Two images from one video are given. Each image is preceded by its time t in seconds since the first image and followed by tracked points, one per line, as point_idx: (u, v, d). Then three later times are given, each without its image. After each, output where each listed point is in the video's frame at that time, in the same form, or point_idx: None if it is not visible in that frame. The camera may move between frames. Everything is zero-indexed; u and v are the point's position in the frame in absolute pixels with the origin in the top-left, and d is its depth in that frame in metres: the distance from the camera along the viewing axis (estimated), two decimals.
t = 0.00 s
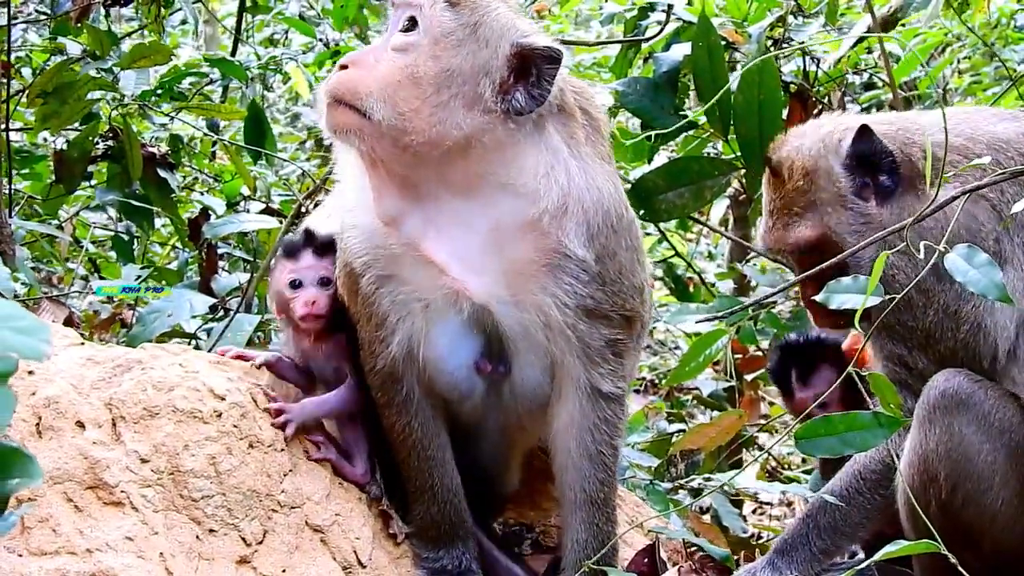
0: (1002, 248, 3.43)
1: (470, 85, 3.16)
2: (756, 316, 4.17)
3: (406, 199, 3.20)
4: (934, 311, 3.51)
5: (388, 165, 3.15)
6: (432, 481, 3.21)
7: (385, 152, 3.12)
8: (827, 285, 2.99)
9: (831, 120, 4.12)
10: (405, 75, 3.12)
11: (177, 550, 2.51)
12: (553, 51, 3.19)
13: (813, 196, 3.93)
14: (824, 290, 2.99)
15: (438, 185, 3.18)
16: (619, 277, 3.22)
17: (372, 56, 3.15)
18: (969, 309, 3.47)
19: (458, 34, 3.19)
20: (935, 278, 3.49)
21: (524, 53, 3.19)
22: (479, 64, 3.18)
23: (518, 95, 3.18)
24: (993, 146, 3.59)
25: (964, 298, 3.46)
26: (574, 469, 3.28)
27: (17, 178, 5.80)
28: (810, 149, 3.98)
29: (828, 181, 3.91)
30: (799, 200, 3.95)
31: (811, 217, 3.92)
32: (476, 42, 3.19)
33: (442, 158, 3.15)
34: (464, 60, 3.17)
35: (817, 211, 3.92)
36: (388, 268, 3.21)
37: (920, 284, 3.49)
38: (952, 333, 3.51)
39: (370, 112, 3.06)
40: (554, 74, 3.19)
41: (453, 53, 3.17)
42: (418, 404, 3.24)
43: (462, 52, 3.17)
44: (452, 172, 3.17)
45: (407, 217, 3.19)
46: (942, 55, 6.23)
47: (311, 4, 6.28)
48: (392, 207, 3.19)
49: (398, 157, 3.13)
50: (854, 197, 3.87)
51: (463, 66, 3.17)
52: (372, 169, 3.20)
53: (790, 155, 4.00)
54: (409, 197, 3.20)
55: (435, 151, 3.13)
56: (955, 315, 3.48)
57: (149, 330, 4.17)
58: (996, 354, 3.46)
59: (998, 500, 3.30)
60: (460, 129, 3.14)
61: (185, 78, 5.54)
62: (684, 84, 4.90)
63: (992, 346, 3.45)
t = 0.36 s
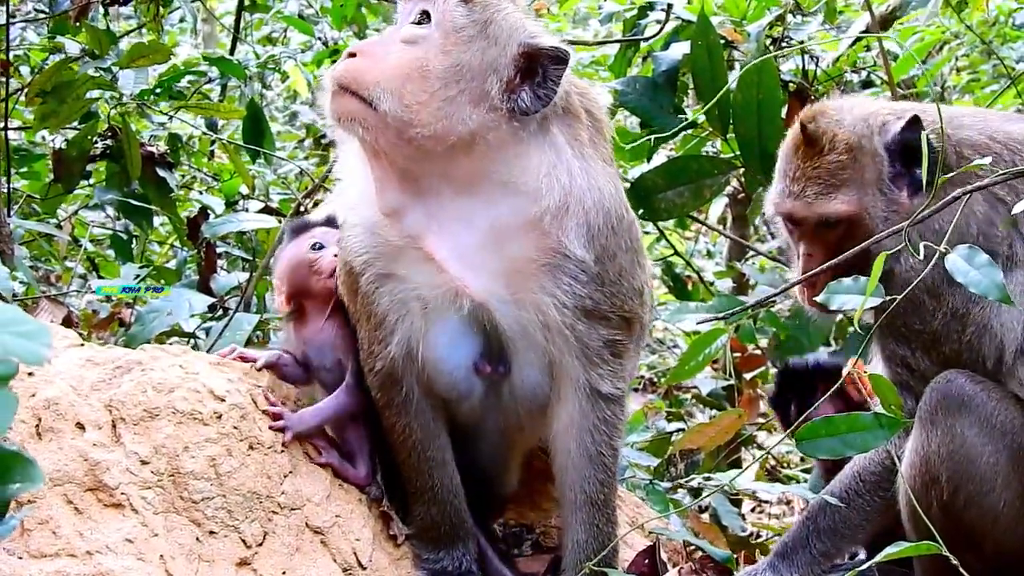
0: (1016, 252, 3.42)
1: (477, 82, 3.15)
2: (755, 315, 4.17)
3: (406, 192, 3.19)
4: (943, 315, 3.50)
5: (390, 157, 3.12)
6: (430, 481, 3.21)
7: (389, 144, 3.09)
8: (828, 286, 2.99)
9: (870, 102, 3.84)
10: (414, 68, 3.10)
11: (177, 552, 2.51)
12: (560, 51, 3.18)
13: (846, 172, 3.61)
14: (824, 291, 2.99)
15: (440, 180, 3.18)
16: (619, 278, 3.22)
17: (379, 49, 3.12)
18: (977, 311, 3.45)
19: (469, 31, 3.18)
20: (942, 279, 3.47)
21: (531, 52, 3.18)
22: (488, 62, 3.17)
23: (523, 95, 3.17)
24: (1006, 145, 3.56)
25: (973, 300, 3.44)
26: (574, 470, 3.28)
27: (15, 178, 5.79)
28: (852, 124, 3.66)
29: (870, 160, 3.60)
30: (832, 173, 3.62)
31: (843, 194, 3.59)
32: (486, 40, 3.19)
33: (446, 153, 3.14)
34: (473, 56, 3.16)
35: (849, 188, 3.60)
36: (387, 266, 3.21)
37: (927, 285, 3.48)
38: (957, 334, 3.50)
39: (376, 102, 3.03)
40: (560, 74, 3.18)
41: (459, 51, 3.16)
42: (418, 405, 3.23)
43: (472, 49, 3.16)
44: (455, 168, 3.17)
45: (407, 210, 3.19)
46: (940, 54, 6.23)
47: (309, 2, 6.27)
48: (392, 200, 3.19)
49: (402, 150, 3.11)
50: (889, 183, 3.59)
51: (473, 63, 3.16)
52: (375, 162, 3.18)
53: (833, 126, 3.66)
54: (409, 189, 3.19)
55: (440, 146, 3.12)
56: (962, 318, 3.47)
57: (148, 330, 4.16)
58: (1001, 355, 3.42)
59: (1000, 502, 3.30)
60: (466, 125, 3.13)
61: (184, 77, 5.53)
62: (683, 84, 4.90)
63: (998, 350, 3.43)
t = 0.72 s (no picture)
0: None
1: (486, 84, 3.15)
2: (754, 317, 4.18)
3: (414, 199, 3.19)
4: (950, 319, 3.50)
5: (399, 164, 3.11)
6: (428, 483, 3.20)
7: (399, 151, 3.07)
8: (826, 287, 3.01)
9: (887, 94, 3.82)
10: (423, 72, 3.07)
11: (175, 553, 2.51)
12: (567, 54, 3.18)
13: (865, 162, 3.58)
14: (822, 292, 3.01)
15: (446, 185, 3.18)
16: (620, 281, 3.23)
17: (389, 51, 3.09)
18: (984, 316, 3.45)
19: (477, 33, 3.17)
20: (949, 287, 3.46)
21: (538, 55, 3.17)
22: (496, 64, 3.17)
23: (532, 96, 3.17)
24: (1013, 147, 3.55)
25: (980, 304, 3.44)
26: (573, 470, 3.28)
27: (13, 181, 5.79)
28: (874, 114, 3.63)
29: (890, 152, 3.58)
30: (850, 161, 3.58)
31: (860, 183, 3.56)
32: (494, 42, 3.18)
33: (454, 158, 3.14)
34: (481, 59, 3.15)
35: (867, 177, 3.57)
36: (388, 269, 3.21)
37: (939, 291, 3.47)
38: (963, 339, 3.50)
39: (385, 108, 3.00)
40: (567, 76, 3.18)
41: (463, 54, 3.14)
42: (418, 407, 3.23)
43: (481, 51, 3.15)
44: (463, 172, 3.17)
45: (414, 217, 3.19)
46: (938, 56, 6.22)
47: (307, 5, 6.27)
48: (399, 207, 3.18)
49: (411, 156, 3.09)
50: (909, 175, 3.55)
51: (481, 66, 3.15)
52: (383, 167, 3.16)
53: (855, 113, 3.63)
54: (417, 196, 3.19)
55: (448, 151, 3.11)
56: (969, 323, 3.47)
57: (146, 332, 4.16)
58: (1005, 358, 3.41)
59: (999, 504, 3.30)
60: (475, 128, 3.12)
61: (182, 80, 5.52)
62: (680, 86, 4.90)
63: (1003, 354, 3.42)
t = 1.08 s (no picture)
0: None
1: (495, 86, 3.15)
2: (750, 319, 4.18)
3: (421, 202, 3.20)
4: (953, 322, 3.50)
5: (408, 167, 3.11)
6: (428, 484, 3.20)
7: (408, 153, 3.07)
8: (824, 287, 3.01)
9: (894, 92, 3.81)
10: (432, 74, 3.07)
11: (175, 554, 2.51)
12: (575, 54, 3.24)
13: (875, 156, 3.56)
14: (820, 292, 3.01)
15: (452, 188, 3.19)
16: (622, 283, 3.24)
17: (397, 53, 3.07)
18: (987, 317, 3.45)
19: (485, 35, 3.17)
20: (953, 289, 3.45)
21: (547, 55, 3.22)
22: (504, 65, 3.18)
23: (539, 95, 3.20)
24: (1013, 149, 3.56)
25: (983, 306, 3.44)
26: (574, 472, 3.29)
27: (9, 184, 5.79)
28: (886, 109, 3.62)
29: (900, 147, 3.57)
30: (861, 155, 3.56)
31: (870, 176, 3.54)
32: (502, 43, 3.19)
33: (463, 160, 3.14)
34: (489, 61, 3.15)
35: (877, 171, 3.55)
36: (390, 272, 3.19)
37: (944, 293, 3.47)
38: (966, 341, 3.50)
39: (395, 110, 3.00)
40: (575, 75, 3.23)
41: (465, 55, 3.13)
42: (419, 409, 3.23)
43: (488, 54, 3.15)
44: (470, 174, 3.17)
45: (421, 221, 3.20)
46: (933, 59, 6.24)
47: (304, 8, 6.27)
48: (407, 211, 3.18)
49: (420, 159, 3.09)
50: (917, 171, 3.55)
51: (490, 68, 3.15)
52: (391, 169, 3.15)
53: (867, 107, 3.62)
54: (424, 200, 3.20)
55: (457, 153, 3.12)
56: (973, 325, 3.47)
57: (144, 335, 4.15)
58: (1006, 359, 3.42)
59: (997, 503, 3.31)
60: (485, 130, 3.13)
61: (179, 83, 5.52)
62: (677, 89, 4.91)
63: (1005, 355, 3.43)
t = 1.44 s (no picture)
0: None
1: (502, 88, 3.15)
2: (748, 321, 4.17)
3: (429, 207, 3.18)
4: (955, 327, 3.49)
5: (417, 172, 3.09)
6: (429, 486, 3.21)
7: (418, 159, 3.05)
8: (825, 289, 3.02)
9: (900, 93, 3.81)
10: (441, 78, 3.05)
11: (174, 557, 2.51)
12: (582, 54, 3.24)
13: (881, 155, 3.56)
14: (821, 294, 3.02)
15: (457, 191, 3.17)
16: (626, 286, 3.24)
17: (404, 58, 3.04)
18: (989, 321, 3.44)
19: (490, 37, 3.15)
20: (955, 293, 3.44)
21: (554, 56, 3.22)
22: (513, 66, 3.17)
23: (546, 96, 3.20)
24: (1013, 152, 3.56)
25: (984, 309, 3.44)
26: (575, 475, 3.28)
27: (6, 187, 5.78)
28: (891, 109, 3.61)
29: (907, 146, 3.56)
30: (868, 155, 3.56)
31: (876, 176, 3.53)
32: (508, 46, 3.17)
33: (470, 164, 3.13)
34: (497, 63, 3.15)
35: (883, 170, 3.54)
36: (394, 274, 3.21)
37: (946, 298, 3.46)
38: (969, 346, 3.49)
39: (405, 116, 2.98)
40: (582, 76, 3.23)
41: (473, 56, 3.12)
42: (420, 412, 3.24)
43: (494, 56, 3.14)
44: (476, 178, 3.16)
45: (428, 226, 3.17)
46: (930, 61, 6.25)
47: (301, 10, 6.27)
48: (415, 215, 3.16)
49: (430, 164, 3.07)
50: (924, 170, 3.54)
51: (498, 70, 3.14)
52: (398, 175, 3.13)
53: (873, 108, 3.61)
54: (432, 204, 3.18)
55: (466, 157, 3.11)
56: (975, 328, 3.47)
57: (141, 337, 4.14)
58: (1007, 363, 3.42)
59: (997, 506, 3.31)
60: (493, 132, 3.12)
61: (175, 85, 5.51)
62: (674, 91, 4.91)
63: (1006, 358, 3.42)
